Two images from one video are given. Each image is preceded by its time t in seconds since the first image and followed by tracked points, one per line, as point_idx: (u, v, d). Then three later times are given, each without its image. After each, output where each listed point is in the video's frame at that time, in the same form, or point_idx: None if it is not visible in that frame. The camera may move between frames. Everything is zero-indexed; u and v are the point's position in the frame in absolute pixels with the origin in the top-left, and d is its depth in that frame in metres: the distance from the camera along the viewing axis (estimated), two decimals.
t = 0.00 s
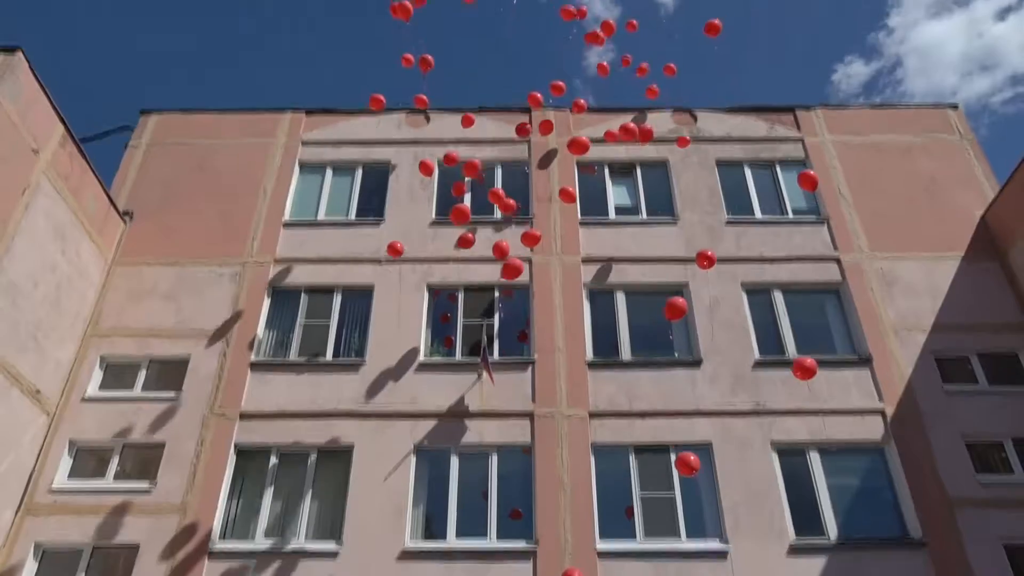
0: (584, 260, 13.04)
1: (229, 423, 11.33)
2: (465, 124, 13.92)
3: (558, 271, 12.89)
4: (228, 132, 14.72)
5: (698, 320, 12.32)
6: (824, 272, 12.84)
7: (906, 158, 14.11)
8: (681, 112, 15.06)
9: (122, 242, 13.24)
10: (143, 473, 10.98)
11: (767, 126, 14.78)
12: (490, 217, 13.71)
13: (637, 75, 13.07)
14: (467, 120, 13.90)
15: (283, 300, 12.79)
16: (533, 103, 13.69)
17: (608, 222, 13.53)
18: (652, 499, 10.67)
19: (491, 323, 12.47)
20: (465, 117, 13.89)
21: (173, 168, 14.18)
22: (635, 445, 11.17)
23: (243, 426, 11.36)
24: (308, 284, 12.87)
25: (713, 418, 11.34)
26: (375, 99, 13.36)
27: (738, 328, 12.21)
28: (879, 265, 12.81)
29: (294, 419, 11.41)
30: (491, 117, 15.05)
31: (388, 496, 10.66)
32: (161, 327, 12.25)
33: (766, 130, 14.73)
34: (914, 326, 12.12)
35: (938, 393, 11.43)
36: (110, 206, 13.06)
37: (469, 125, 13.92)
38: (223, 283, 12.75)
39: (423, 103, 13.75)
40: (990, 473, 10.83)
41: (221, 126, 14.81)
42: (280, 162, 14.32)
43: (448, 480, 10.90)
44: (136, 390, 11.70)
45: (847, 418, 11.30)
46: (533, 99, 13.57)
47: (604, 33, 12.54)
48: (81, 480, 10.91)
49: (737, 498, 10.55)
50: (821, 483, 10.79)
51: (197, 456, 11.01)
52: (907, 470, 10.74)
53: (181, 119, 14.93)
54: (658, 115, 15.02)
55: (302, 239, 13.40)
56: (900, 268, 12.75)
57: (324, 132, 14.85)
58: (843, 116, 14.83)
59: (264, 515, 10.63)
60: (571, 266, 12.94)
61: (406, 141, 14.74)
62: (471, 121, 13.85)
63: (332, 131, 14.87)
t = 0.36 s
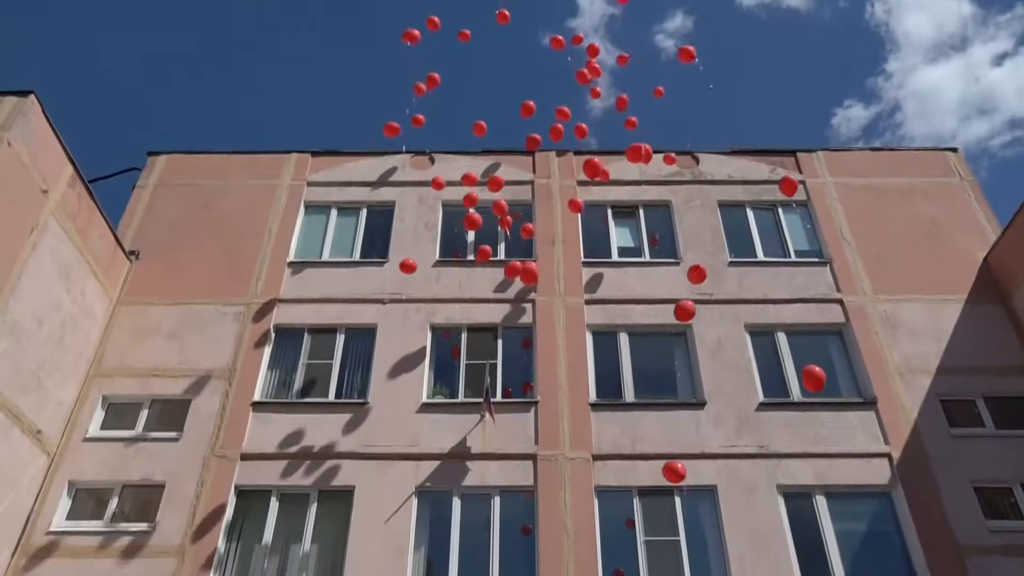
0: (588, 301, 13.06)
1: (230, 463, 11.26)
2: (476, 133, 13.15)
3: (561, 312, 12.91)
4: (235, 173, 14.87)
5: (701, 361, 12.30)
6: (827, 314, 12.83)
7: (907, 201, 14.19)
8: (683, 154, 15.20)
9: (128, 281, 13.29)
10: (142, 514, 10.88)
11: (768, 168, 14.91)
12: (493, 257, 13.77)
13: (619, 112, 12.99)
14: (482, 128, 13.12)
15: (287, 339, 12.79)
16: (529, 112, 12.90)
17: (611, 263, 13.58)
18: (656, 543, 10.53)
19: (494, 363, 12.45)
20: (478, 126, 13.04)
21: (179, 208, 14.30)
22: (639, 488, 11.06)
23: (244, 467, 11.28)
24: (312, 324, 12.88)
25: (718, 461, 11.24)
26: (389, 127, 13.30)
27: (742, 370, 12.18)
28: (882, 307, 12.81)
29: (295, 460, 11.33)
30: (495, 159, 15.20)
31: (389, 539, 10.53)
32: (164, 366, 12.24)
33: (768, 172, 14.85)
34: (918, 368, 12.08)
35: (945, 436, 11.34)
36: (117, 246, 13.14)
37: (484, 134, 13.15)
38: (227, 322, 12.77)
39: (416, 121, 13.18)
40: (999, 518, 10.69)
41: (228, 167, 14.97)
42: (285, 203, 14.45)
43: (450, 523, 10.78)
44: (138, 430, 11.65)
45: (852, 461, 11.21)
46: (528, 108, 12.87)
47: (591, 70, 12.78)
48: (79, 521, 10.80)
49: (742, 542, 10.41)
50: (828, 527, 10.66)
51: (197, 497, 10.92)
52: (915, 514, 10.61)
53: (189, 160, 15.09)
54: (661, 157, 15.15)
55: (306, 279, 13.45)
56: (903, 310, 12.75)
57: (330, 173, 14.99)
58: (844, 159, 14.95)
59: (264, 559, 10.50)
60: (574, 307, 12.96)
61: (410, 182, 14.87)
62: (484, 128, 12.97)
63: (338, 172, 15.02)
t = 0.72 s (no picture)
0: (589, 339, 13.06)
1: (228, 501, 11.17)
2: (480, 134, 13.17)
3: (563, 350, 12.91)
4: (239, 210, 14.98)
5: (703, 400, 12.25)
6: (830, 353, 12.81)
7: (907, 240, 14.25)
8: (685, 193, 15.31)
9: (130, 317, 13.31)
10: (139, 553, 10.76)
11: (769, 207, 15.00)
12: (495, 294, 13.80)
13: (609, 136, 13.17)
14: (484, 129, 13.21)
15: (288, 375, 12.77)
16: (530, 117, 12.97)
17: (613, 301, 13.61)
18: None
19: (495, 401, 12.41)
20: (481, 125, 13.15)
21: (184, 244, 14.39)
22: (641, 528, 10.95)
23: (243, 505, 11.18)
24: (313, 361, 12.87)
25: (721, 501, 11.13)
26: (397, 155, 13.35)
27: (745, 409, 12.13)
28: (885, 346, 12.79)
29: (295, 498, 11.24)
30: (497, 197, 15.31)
31: None
32: (164, 402, 12.21)
33: (768, 211, 14.94)
34: (921, 408, 12.02)
35: (950, 477, 11.24)
36: (120, 282, 13.19)
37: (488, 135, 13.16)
38: (228, 358, 12.77)
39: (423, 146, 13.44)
40: (1007, 561, 10.55)
41: (233, 204, 15.09)
42: (289, 240, 14.53)
43: (450, 562, 10.66)
44: (137, 467, 11.58)
45: (856, 502, 11.10)
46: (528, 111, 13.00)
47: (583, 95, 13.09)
48: (75, 560, 10.68)
49: None
50: (832, 569, 10.52)
51: (194, 536, 10.82)
52: (920, 557, 10.48)
53: (194, 196, 15.21)
54: (663, 195, 15.25)
55: (308, 316, 13.47)
56: (905, 349, 12.73)
57: (333, 210, 15.10)
58: (844, 198, 15.04)
59: None
60: (576, 345, 12.96)
61: (413, 219, 14.97)
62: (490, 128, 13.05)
63: (341, 210, 15.12)
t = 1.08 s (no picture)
0: (589, 375, 13.03)
1: (224, 539, 11.04)
2: (480, 141, 13.11)
3: (563, 386, 12.87)
4: (240, 245, 15.04)
5: (704, 437, 12.18)
6: (830, 390, 12.78)
7: (906, 277, 14.29)
8: (684, 230, 15.39)
9: (129, 352, 13.28)
10: None
11: (768, 244, 15.07)
12: (495, 331, 13.80)
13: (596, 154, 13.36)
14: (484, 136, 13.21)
15: (286, 411, 12.71)
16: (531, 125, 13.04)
17: (613, 338, 13.60)
18: None
19: (495, 438, 12.34)
20: (481, 132, 13.14)
21: (184, 279, 14.41)
22: (642, 568, 10.82)
23: (239, 543, 11.06)
24: (312, 397, 12.82)
25: (722, 541, 11.01)
26: (410, 178, 13.41)
27: (746, 447, 12.05)
28: (885, 383, 12.76)
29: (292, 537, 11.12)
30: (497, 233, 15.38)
31: None
32: (162, 438, 12.12)
33: (767, 248, 15.00)
34: (924, 446, 11.95)
35: (954, 517, 11.13)
36: (120, 316, 13.19)
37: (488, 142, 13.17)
38: (227, 393, 12.71)
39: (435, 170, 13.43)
40: None
41: (235, 240, 15.14)
42: (290, 275, 14.56)
43: None
44: (132, 504, 11.46)
45: (859, 542, 10.99)
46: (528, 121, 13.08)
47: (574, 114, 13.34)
48: None
49: None
50: None
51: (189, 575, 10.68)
52: None
53: (195, 232, 15.27)
54: (662, 232, 15.32)
55: (307, 351, 13.45)
56: (906, 386, 12.69)
57: (334, 246, 15.15)
58: (842, 236, 15.11)
59: None
60: (576, 381, 12.93)
61: (413, 255, 15.02)
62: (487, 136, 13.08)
63: (342, 245, 15.17)
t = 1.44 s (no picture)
0: (588, 412, 12.97)
1: None
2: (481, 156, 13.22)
3: (562, 424, 12.79)
4: (238, 282, 15.05)
5: (704, 475, 12.08)
6: (830, 426, 12.72)
7: (903, 312, 14.32)
8: (681, 266, 15.44)
9: (125, 390, 13.20)
10: None
11: (765, 280, 15.11)
12: (492, 367, 13.76)
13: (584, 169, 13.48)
14: (483, 153, 13.33)
15: (283, 450, 12.61)
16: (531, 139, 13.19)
17: (611, 374, 13.56)
18: None
19: (493, 476, 12.22)
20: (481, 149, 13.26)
21: (182, 317, 14.39)
22: None
23: None
24: (309, 435, 12.72)
25: None
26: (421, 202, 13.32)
27: (746, 484, 11.95)
28: (886, 419, 12.70)
29: None
30: (494, 270, 15.41)
31: None
32: (156, 478, 12.00)
33: (764, 283, 15.05)
34: (926, 482, 11.86)
35: (958, 555, 11.00)
36: (117, 354, 13.14)
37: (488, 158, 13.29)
38: (223, 432, 12.62)
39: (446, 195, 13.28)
40: None
41: (233, 277, 15.15)
42: (288, 312, 14.55)
43: None
44: (126, 545, 11.30)
45: None
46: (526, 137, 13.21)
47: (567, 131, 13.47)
48: None
49: None
50: None
51: None
52: None
53: (194, 269, 15.29)
54: (659, 268, 15.37)
55: (304, 388, 13.38)
56: (906, 422, 12.64)
57: (332, 282, 15.17)
58: (839, 271, 15.17)
59: None
60: (574, 418, 12.86)
61: (411, 291, 15.04)
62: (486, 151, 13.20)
63: (339, 282, 15.19)
